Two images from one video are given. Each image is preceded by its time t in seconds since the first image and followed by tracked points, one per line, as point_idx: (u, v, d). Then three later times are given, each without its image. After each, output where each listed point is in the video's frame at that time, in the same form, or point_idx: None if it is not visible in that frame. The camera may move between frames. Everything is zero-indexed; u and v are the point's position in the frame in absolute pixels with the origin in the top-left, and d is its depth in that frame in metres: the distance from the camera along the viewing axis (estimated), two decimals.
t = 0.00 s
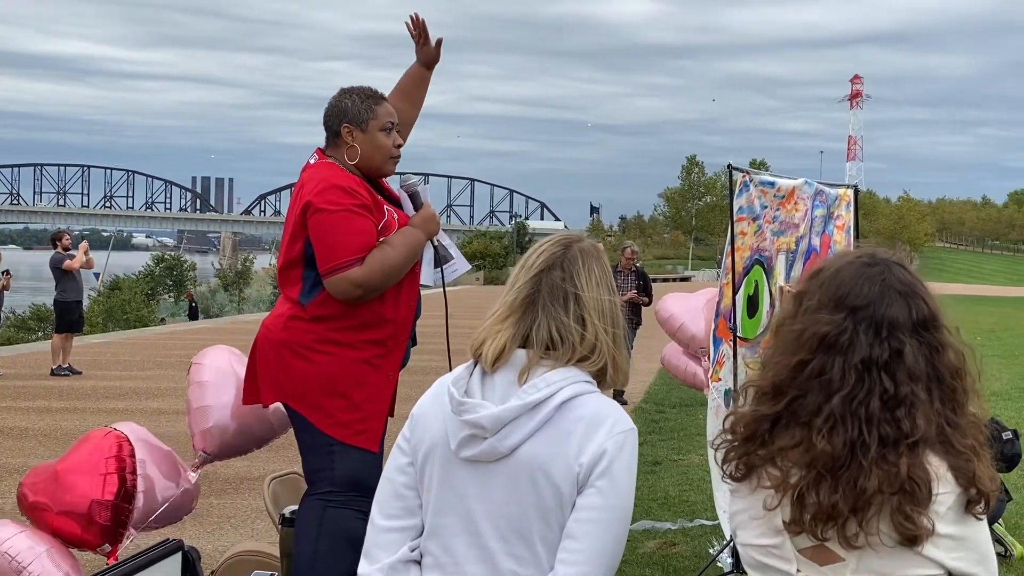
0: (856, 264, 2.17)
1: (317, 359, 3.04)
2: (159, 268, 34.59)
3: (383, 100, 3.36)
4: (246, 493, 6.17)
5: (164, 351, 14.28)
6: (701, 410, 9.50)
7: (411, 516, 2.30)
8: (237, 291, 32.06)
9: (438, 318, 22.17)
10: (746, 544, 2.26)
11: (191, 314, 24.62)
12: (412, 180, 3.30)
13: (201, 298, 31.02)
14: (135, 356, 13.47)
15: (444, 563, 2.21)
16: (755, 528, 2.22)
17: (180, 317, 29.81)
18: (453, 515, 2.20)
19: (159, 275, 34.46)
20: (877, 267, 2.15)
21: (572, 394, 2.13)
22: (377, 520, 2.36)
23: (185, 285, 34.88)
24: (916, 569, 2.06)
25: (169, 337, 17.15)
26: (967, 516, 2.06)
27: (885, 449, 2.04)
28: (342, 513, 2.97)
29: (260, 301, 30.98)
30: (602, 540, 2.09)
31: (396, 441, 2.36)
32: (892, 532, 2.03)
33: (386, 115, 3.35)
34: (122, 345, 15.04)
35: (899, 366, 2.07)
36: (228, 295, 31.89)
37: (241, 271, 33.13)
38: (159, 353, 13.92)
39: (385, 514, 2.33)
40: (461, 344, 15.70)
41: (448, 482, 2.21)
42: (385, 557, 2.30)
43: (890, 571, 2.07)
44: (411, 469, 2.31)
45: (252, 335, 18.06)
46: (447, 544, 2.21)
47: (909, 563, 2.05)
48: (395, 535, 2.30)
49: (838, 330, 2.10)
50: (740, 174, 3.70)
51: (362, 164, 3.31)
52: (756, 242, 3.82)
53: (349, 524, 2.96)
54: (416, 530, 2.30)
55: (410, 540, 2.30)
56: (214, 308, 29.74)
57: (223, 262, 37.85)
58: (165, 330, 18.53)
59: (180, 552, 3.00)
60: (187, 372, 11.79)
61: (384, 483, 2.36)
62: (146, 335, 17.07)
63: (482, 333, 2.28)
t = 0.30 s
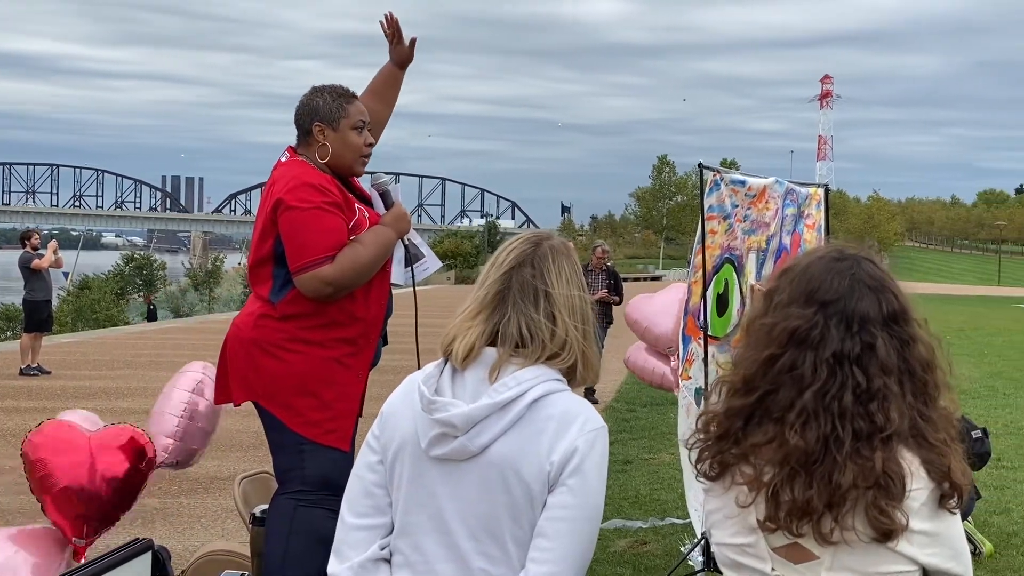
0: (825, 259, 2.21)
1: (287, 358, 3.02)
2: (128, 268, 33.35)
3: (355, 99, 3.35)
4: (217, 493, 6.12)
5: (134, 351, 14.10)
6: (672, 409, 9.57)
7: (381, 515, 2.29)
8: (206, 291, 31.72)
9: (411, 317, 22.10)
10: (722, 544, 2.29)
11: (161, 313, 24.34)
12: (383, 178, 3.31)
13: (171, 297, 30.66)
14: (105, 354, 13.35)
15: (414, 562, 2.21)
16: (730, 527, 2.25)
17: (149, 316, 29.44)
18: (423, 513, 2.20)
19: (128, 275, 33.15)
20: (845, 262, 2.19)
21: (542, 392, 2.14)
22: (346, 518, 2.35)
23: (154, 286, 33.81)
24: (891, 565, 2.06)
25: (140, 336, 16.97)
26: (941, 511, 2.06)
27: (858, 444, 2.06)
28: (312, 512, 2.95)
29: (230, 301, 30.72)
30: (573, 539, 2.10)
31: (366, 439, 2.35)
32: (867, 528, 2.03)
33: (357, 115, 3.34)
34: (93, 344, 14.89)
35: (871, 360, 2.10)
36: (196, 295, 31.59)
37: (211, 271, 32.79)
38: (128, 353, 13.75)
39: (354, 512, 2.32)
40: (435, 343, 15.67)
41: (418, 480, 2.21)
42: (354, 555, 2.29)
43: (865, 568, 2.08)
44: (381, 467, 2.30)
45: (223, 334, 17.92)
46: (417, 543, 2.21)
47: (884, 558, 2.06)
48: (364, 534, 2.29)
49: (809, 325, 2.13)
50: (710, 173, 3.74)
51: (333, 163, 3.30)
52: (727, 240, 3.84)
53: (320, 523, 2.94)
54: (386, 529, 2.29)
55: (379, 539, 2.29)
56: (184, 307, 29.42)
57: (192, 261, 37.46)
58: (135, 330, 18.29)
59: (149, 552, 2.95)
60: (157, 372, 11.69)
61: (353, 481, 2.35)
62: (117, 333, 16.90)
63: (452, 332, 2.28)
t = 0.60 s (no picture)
0: (749, 257, 2.29)
1: (205, 358, 2.97)
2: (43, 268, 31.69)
3: (274, 95, 3.27)
4: (134, 497, 5.96)
5: (49, 352, 13.64)
6: (595, 408, 9.69)
7: (303, 515, 2.27)
8: (125, 292, 30.81)
9: (337, 318, 21.86)
10: (652, 542, 2.34)
11: (78, 315, 23.55)
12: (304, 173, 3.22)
13: (86, 299, 29.68)
14: (19, 355, 12.88)
15: (338, 562, 2.19)
16: (659, 525, 2.30)
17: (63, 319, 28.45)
18: (348, 513, 2.18)
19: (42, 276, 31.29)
20: (769, 260, 2.27)
21: (470, 389, 2.14)
22: (269, 520, 2.32)
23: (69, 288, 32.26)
24: (817, 558, 2.12)
25: (56, 337, 16.44)
26: (865, 504, 2.13)
27: (785, 438, 2.12)
28: (232, 513, 2.92)
29: (148, 304, 29.95)
30: (499, 535, 2.11)
31: (289, 438, 2.32)
32: (795, 522, 2.09)
33: (276, 111, 3.28)
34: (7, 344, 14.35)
35: (796, 355, 2.17)
36: (114, 296, 30.68)
37: (129, 272, 31.89)
38: (42, 354, 13.29)
39: (278, 512, 2.29)
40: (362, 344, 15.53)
41: (343, 480, 2.19)
42: (277, 556, 2.27)
43: (792, 562, 2.14)
44: (304, 467, 2.28)
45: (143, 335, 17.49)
46: (341, 543, 2.19)
47: (810, 552, 2.12)
48: (287, 534, 2.27)
49: (736, 323, 2.20)
50: (634, 173, 3.82)
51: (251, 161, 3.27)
52: (650, 239, 3.91)
53: (240, 524, 2.92)
54: (309, 529, 2.27)
55: (302, 539, 2.27)
56: (101, 308, 28.52)
57: (106, 263, 36.34)
58: (50, 331, 17.69)
59: (65, 557, 2.85)
60: (73, 373, 11.36)
61: (276, 481, 2.32)
62: (32, 334, 16.35)
63: (378, 330, 2.27)
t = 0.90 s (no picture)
0: (668, 254, 2.30)
1: (113, 355, 2.95)
2: None
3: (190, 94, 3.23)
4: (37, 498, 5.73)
5: None
6: (511, 406, 9.70)
7: (217, 512, 2.20)
8: (32, 290, 29.41)
9: (252, 315, 21.39)
10: (573, 540, 2.34)
11: None
12: (217, 166, 3.11)
13: None
14: None
15: (253, 559, 2.13)
16: (581, 523, 2.30)
17: None
18: (264, 510, 2.12)
19: None
20: (689, 256, 2.29)
21: (390, 384, 2.11)
22: (182, 517, 2.24)
23: None
24: (737, 552, 2.16)
25: None
26: (784, 497, 2.17)
27: (706, 434, 2.15)
28: (142, 513, 2.89)
29: (55, 303, 28.78)
30: (420, 530, 2.08)
31: (204, 435, 2.24)
32: (715, 517, 2.12)
33: (192, 108, 3.22)
34: None
35: (715, 351, 2.20)
36: (21, 292, 29.24)
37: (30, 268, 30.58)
38: None
39: (191, 509, 2.21)
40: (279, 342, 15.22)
41: (259, 475, 2.13)
42: (189, 554, 2.19)
43: (712, 557, 2.17)
44: (219, 463, 2.20)
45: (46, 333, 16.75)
46: (256, 540, 2.13)
47: (730, 546, 2.16)
48: (201, 532, 2.19)
49: (657, 321, 2.22)
50: (549, 172, 3.78)
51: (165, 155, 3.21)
52: (567, 237, 3.96)
53: (151, 525, 2.90)
54: (223, 527, 2.20)
55: (216, 537, 2.19)
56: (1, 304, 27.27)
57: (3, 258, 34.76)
58: None
59: None
60: None
61: (190, 478, 2.24)
62: None
63: (297, 328, 2.21)
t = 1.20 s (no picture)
0: (619, 253, 2.32)
1: (57, 354, 2.89)
2: None
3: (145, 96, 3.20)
4: None
5: None
6: (462, 404, 9.68)
7: (169, 511, 2.15)
8: None
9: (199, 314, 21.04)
10: (524, 540, 2.35)
11: None
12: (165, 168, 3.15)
13: None
14: None
15: (204, 558, 2.10)
16: (532, 522, 2.31)
17: None
18: (216, 508, 2.09)
19: None
20: (639, 255, 2.31)
21: (344, 381, 2.09)
22: (131, 516, 2.19)
23: None
24: (687, 550, 2.18)
25: None
26: (735, 495, 2.20)
27: (656, 433, 2.17)
28: (89, 514, 2.83)
29: None
30: (374, 528, 2.07)
31: (154, 433, 2.20)
32: (666, 516, 2.14)
33: (145, 110, 3.19)
34: None
35: (665, 349, 2.23)
36: None
37: None
38: None
39: (140, 508, 2.16)
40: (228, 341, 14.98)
41: (210, 474, 2.09)
42: (139, 553, 2.14)
43: (663, 555, 2.19)
44: (170, 462, 2.16)
45: None
46: (208, 539, 2.10)
47: (681, 544, 2.18)
48: (151, 531, 2.15)
49: (608, 320, 2.23)
50: (501, 170, 3.78)
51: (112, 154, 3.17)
52: (517, 235, 3.97)
53: (100, 525, 2.84)
54: (174, 526, 2.15)
55: (167, 536, 2.15)
56: None
57: None
58: None
59: None
60: None
61: (139, 477, 2.19)
62: None
63: (251, 327, 2.18)
